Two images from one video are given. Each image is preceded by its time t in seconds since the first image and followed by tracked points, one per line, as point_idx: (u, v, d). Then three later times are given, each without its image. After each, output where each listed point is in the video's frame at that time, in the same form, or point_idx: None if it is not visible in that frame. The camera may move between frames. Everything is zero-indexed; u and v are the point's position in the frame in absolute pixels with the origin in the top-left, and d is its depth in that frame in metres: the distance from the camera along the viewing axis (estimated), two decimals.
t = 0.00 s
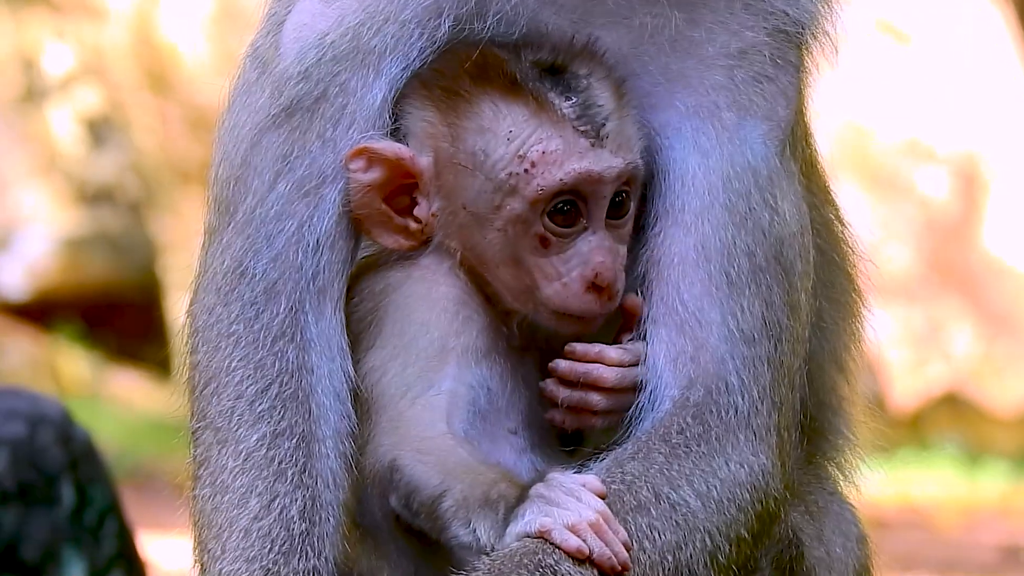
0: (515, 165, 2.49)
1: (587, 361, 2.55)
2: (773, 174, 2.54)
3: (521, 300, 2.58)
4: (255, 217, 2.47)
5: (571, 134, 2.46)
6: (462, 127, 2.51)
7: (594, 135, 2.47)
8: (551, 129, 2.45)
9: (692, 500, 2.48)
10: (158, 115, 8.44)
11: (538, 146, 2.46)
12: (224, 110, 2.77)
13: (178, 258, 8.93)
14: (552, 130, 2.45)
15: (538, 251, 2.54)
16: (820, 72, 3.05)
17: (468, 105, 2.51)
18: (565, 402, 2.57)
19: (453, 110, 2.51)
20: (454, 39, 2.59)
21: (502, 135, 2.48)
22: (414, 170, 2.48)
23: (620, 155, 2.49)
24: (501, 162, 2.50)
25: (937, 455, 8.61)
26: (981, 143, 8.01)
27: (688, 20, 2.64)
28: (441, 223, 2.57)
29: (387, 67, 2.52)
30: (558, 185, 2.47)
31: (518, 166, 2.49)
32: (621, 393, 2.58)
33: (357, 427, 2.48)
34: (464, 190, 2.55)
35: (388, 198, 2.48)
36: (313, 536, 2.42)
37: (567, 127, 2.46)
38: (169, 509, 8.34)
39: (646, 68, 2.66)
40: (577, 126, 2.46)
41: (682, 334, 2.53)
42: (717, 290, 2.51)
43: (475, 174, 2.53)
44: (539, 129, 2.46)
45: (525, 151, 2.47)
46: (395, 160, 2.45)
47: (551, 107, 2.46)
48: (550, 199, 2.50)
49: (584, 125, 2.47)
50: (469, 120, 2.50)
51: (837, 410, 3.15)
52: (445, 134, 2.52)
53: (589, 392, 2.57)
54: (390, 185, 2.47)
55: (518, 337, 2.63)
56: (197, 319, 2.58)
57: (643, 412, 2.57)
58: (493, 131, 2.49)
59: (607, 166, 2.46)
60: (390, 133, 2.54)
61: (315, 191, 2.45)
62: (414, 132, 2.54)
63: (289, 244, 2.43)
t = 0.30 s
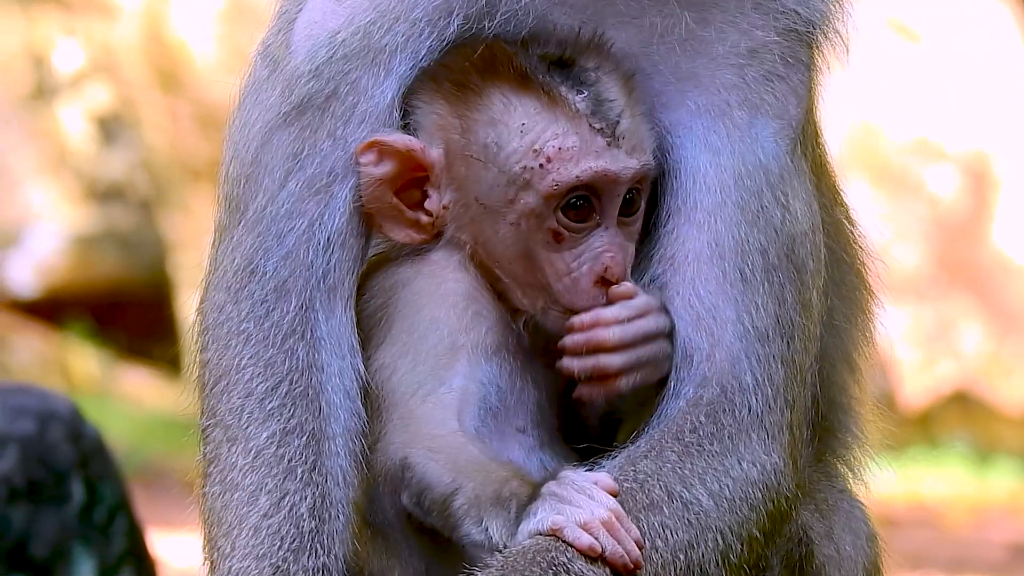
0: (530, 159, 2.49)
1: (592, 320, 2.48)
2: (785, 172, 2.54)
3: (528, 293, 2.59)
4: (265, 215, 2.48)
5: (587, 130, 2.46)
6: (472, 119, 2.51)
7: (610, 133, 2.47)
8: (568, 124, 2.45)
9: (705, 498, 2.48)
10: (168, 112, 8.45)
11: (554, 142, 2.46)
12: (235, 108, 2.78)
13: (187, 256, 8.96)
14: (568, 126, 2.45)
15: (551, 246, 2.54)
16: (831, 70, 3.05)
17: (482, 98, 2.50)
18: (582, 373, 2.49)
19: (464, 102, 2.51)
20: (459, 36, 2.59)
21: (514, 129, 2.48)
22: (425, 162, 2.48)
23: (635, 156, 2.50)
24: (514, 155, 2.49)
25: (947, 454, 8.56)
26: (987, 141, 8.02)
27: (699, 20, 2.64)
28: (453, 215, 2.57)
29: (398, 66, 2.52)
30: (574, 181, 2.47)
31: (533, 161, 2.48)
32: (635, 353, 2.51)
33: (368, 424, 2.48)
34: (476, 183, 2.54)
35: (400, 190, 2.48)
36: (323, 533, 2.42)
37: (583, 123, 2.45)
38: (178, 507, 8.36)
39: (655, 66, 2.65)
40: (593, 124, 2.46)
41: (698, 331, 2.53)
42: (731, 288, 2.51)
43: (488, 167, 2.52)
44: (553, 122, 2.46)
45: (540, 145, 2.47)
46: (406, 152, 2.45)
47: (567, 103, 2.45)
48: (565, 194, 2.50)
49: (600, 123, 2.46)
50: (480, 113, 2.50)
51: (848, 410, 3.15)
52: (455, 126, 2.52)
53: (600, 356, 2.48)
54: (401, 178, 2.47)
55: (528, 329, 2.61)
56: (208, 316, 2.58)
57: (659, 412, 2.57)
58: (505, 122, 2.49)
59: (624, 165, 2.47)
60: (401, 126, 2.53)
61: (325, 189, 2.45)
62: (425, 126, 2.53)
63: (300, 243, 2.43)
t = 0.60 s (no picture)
0: (533, 155, 2.48)
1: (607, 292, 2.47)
2: (788, 171, 2.53)
3: (528, 292, 2.59)
4: (269, 214, 2.48)
5: (591, 129, 2.45)
6: (477, 112, 2.51)
7: (614, 134, 2.47)
8: (570, 122, 2.45)
9: (711, 497, 2.47)
10: (174, 110, 8.44)
11: (557, 139, 2.46)
12: (239, 107, 2.77)
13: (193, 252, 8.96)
14: (572, 125, 2.45)
15: (550, 246, 2.55)
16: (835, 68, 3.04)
17: (486, 91, 2.51)
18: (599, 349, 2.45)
19: (468, 94, 2.52)
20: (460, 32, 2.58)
21: (518, 124, 2.48)
22: (431, 154, 2.49)
23: (639, 159, 2.49)
24: (518, 151, 2.49)
25: (954, 452, 8.67)
26: (996, 139, 7.99)
27: (701, 19, 2.63)
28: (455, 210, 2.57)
29: (400, 64, 2.51)
30: (576, 181, 2.47)
31: (536, 158, 2.48)
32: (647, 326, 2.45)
33: (373, 422, 2.48)
34: (479, 177, 2.54)
35: (404, 181, 2.48)
36: (328, 531, 2.42)
37: (588, 122, 2.45)
38: (185, 504, 8.39)
39: (656, 64, 2.65)
40: (598, 124, 2.46)
41: (699, 331, 2.52)
42: (734, 288, 2.51)
43: (491, 160, 2.52)
44: (556, 119, 2.46)
45: (543, 142, 2.47)
46: (413, 142, 2.45)
47: (573, 103, 2.46)
48: (566, 194, 2.50)
49: (605, 124, 2.46)
50: (485, 105, 2.51)
51: (856, 408, 3.15)
52: (460, 118, 2.52)
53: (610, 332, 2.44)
54: (406, 168, 2.47)
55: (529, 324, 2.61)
56: (213, 316, 2.58)
57: (663, 413, 2.56)
58: (508, 117, 2.49)
59: (627, 168, 2.46)
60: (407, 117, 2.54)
61: (329, 188, 2.45)
62: (432, 118, 2.53)
63: (304, 242, 2.43)
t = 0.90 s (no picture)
0: (545, 144, 2.50)
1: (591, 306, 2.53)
2: (796, 168, 2.53)
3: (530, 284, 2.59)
4: (276, 211, 2.47)
5: (604, 121, 2.47)
6: (496, 99, 2.54)
7: (628, 129, 2.49)
8: (585, 114, 2.47)
9: (720, 493, 2.47)
10: (178, 107, 8.47)
11: (571, 129, 2.48)
12: (246, 104, 2.77)
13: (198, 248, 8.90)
14: (586, 115, 2.47)
15: (556, 239, 2.55)
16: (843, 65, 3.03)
17: (502, 78, 2.55)
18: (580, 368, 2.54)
19: (487, 81, 2.55)
20: (476, 31, 2.60)
21: (532, 113, 2.50)
22: (449, 142, 2.52)
23: (653, 156, 2.51)
24: (531, 140, 2.51)
25: (959, 447, 8.63)
26: (999, 134, 7.97)
27: (709, 15, 2.62)
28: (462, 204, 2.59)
29: (407, 61, 2.51)
30: (586, 174, 2.48)
31: (548, 147, 2.50)
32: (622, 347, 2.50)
33: (381, 418, 2.49)
34: (491, 165, 2.57)
35: (419, 166, 2.51)
36: (337, 528, 2.41)
37: (601, 114, 2.47)
38: (191, 502, 8.39)
39: (666, 60, 2.62)
40: (613, 117, 2.48)
41: (706, 327, 2.52)
42: (741, 284, 2.50)
43: (504, 148, 2.54)
44: (571, 110, 2.48)
45: (557, 131, 2.48)
46: (434, 125, 2.48)
47: (589, 95, 2.48)
48: (577, 188, 2.51)
49: (619, 118, 2.48)
50: (504, 94, 2.53)
51: (865, 405, 3.14)
52: (481, 105, 2.55)
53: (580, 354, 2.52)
54: (424, 154, 2.50)
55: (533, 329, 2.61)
56: (220, 312, 2.58)
57: (671, 410, 2.56)
58: (524, 106, 2.51)
59: (638, 164, 2.48)
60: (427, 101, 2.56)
61: (337, 184, 2.44)
62: (452, 104, 2.56)
63: (312, 237, 2.43)
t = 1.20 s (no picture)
0: (560, 155, 2.51)
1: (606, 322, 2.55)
2: (800, 166, 2.52)
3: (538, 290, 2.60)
4: (279, 208, 2.47)
5: (620, 132, 2.48)
6: (516, 106, 2.53)
7: (643, 141, 2.49)
8: (601, 124, 2.48)
9: (722, 491, 2.46)
10: (181, 105, 8.47)
11: (586, 140, 2.48)
12: (248, 100, 2.76)
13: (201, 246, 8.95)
14: (602, 126, 2.48)
15: (568, 249, 2.57)
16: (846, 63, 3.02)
17: (523, 85, 2.54)
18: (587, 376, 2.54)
19: (508, 86, 2.55)
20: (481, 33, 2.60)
21: (549, 122, 2.51)
22: (464, 142, 2.49)
23: (667, 169, 2.51)
24: (546, 150, 2.52)
25: (962, 444, 8.66)
26: (1000, 129, 7.98)
27: (714, 13, 2.62)
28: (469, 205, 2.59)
29: (412, 58, 2.51)
30: (600, 186, 2.49)
31: (563, 157, 2.50)
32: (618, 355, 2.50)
33: (383, 414, 2.49)
34: (507, 171, 2.57)
35: (432, 164, 2.49)
36: (339, 526, 2.41)
37: (617, 126, 2.48)
38: (192, 499, 8.40)
39: (671, 51, 2.62)
40: (629, 129, 2.49)
41: (710, 325, 2.52)
42: (745, 283, 2.49)
43: (520, 157, 2.55)
44: (587, 121, 2.48)
45: (572, 142, 2.49)
46: (450, 126, 2.46)
47: (607, 106, 2.48)
48: (590, 199, 2.53)
49: (635, 129, 2.49)
50: (523, 101, 2.53)
51: (865, 402, 3.14)
52: (500, 110, 2.55)
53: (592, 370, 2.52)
54: (437, 153, 2.49)
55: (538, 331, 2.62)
56: (222, 309, 2.58)
57: (675, 408, 2.56)
58: (542, 115, 2.52)
59: (652, 176, 2.49)
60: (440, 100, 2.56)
61: (339, 182, 2.44)
62: (470, 104, 2.56)
63: (315, 235, 2.43)
